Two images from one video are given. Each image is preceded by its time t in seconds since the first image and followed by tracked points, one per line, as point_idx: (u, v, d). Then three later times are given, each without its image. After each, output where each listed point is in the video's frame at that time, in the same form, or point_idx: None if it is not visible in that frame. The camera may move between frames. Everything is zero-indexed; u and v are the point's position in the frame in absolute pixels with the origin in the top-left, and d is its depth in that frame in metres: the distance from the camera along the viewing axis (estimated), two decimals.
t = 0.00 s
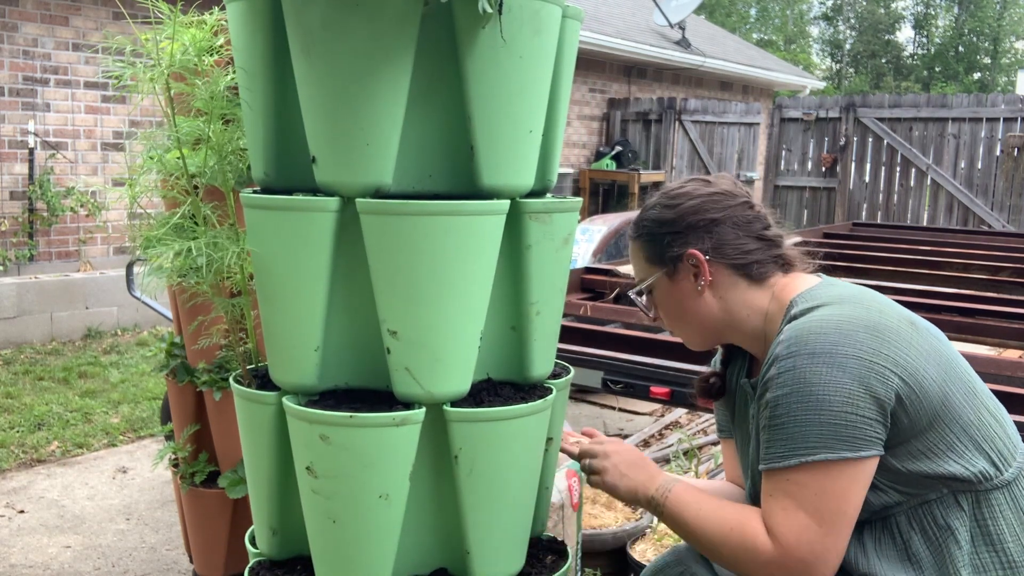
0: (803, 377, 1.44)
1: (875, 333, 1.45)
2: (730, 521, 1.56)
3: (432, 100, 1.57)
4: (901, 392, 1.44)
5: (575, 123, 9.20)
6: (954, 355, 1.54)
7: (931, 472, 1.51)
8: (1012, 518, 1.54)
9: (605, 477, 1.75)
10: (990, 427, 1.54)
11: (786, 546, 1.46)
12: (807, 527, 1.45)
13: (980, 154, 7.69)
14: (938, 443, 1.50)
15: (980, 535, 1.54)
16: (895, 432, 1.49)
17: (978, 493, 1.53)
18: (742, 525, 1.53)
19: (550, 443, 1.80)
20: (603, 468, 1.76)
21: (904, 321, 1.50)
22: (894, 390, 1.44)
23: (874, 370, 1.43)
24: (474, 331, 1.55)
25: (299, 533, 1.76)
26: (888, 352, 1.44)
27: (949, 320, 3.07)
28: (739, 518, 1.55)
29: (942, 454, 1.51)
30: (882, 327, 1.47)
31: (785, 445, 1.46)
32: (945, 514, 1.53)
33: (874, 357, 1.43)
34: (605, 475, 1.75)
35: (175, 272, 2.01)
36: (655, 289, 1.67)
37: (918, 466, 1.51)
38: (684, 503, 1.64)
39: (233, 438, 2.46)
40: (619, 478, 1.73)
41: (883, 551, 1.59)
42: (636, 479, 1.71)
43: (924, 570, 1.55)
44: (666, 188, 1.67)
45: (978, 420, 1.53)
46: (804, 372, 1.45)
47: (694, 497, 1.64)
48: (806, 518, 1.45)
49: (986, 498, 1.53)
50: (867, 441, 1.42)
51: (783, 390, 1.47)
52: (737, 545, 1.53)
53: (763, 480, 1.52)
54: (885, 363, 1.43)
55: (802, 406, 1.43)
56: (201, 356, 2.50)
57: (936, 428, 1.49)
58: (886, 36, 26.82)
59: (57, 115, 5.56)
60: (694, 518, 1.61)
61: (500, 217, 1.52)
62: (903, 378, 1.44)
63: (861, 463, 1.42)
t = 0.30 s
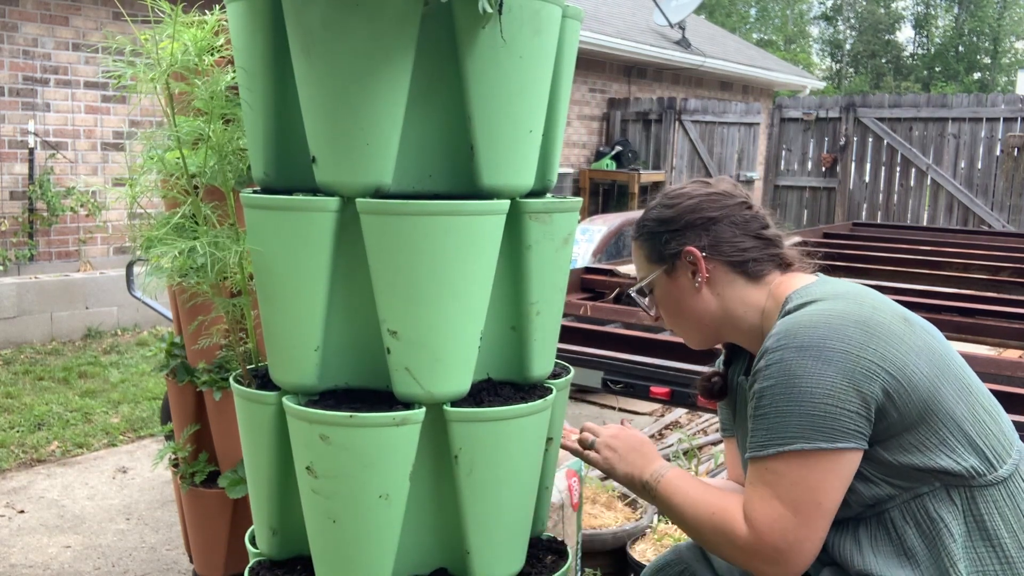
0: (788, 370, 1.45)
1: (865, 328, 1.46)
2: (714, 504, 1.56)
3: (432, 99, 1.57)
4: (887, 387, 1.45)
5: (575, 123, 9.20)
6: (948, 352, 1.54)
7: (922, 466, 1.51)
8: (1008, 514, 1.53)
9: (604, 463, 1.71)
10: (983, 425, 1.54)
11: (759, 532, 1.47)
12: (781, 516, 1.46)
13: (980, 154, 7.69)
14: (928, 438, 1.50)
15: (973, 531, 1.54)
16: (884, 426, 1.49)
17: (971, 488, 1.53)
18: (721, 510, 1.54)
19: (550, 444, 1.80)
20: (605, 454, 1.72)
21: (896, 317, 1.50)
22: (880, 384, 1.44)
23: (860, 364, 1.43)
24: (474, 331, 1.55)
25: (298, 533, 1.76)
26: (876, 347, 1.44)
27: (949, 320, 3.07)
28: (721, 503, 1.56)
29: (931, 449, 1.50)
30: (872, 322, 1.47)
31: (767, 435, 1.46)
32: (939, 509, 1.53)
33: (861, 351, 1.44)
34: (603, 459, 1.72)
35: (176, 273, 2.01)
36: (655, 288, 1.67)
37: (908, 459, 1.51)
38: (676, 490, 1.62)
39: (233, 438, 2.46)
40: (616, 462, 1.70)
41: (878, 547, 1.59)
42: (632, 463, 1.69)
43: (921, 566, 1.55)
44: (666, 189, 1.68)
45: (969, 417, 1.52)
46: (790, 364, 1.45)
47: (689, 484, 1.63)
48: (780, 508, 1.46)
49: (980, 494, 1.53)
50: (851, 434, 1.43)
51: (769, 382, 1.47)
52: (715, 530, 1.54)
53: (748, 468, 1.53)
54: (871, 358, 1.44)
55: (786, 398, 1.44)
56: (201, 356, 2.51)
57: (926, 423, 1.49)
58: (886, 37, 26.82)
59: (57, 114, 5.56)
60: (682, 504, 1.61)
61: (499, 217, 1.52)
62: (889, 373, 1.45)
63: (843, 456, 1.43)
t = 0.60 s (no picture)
0: (789, 370, 1.45)
1: (864, 328, 1.46)
2: (715, 505, 1.56)
3: (433, 98, 1.57)
4: (887, 387, 1.44)
5: (575, 123, 9.20)
6: (949, 353, 1.54)
7: (922, 466, 1.51)
8: (1008, 515, 1.53)
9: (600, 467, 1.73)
10: (983, 425, 1.54)
11: (763, 534, 1.47)
12: (784, 517, 1.46)
13: (980, 154, 7.69)
14: (929, 438, 1.50)
15: (974, 532, 1.54)
16: (884, 426, 1.49)
17: (971, 488, 1.53)
18: (722, 511, 1.54)
19: (550, 444, 1.80)
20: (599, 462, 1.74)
21: (896, 317, 1.50)
22: (880, 384, 1.44)
23: (860, 365, 1.43)
24: (474, 331, 1.55)
25: (299, 533, 1.76)
26: (876, 348, 1.44)
27: (949, 320, 3.07)
28: (722, 504, 1.55)
29: (932, 450, 1.50)
30: (872, 323, 1.47)
31: (768, 436, 1.46)
32: (939, 510, 1.53)
33: (861, 352, 1.44)
34: (602, 464, 1.73)
35: (176, 272, 2.01)
36: (655, 288, 1.67)
37: (908, 460, 1.51)
38: (676, 491, 1.62)
39: (233, 438, 2.46)
40: (615, 466, 1.71)
41: (879, 549, 1.58)
42: (631, 464, 1.69)
43: (921, 567, 1.55)
44: (665, 189, 1.68)
45: (970, 417, 1.52)
46: (790, 365, 1.45)
47: (689, 485, 1.62)
48: (781, 509, 1.46)
49: (980, 494, 1.53)
50: (851, 434, 1.43)
51: (770, 382, 1.47)
52: (717, 530, 1.54)
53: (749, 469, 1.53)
54: (871, 358, 1.44)
55: (787, 399, 1.44)
56: (201, 356, 2.51)
57: (926, 423, 1.49)
58: (886, 36, 26.81)
59: (57, 114, 5.56)
60: (683, 505, 1.60)
61: (500, 217, 1.52)
62: (890, 373, 1.45)
63: (843, 456, 1.43)
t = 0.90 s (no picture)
0: (790, 368, 1.45)
1: (865, 327, 1.46)
2: (716, 503, 1.55)
3: (433, 97, 1.57)
4: (887, 385, 1.45)
5: (574, 123, 9.20)
6: (949, 352, 1.54)
7: (922, 466, 1.51)
8: (1007, 514, 1.53)
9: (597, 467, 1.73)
10: (983, 425, 1.54)
11: (764, 532, 1.47)
12: (785, 515, 1.46)
13: (980, 154, 7.70)
14: (928, 437, 1.50)
15: (973, 532, 1.54)
16: (884, 425, 1.49)
17: (971, 488, 1.53)
18: (723, 508, 1.54)
19: (550, 443, 1.80)
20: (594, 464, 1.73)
21: (898, 317, 1.50)
22: (881, 383, 1.44)
23: (860, 363, 1.43)
24: (474, 331, 1.55)
25: (299, 532, 1.76)
26: (877, 347, 1.44)
27: (949, 320, 3.07)
28: (723, 501, 1.55)
29: (932, 449, 1.51)
30: (873, 322, 1.47)
31: (767, 434, 1.47)
32: (939, 510, 1.53)
33: (862, 350, 1.44)
34: (600, 464, 1.72)
35: (176, 272, 2.01)
36: (655, 288, 1.67)
37: (909, 460, 1.51)
38: (676, 488, 1.62)
39: (233, 438, 2.46)
40: (613, 464, 1.70)
41: (878, 547, 1.59)
42: (631, 461, 1.69)
43: (921, 567, 1.55)
44: (665, 189, 1.68)
45: (970, 416, 1.52)
46: (791, 363, 1.45)
47: (689, 482, 1.62)
48: (783, 508, 1.45)
49: (979, 494, 1.53)
50: (852, 433, 1.43)
51: (770, 380, 1.47)
52: (717, 529, 1.54)
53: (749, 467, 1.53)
54: (872, 357, 1.44)
55: (788, 397, 1.44)
56: (201, 356, 2.51)
57: (925, 422, 1.49)
58: (886, 36, 26.81)
59: (57, 114, 5.56)
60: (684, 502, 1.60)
61: (500, 217, 1.52)
62: (890, 372, 1.45)
63: (844, 454, 1.43)
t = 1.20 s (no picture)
0: (790, 368, 1.45)
1: (866, 327, 1.45)
2: (716, 500, 1.55)
3: (433, 96, 1.57)
4: (888, 386, 1.44)
5: (574, 123, 9.20)
6: (950, 353, 1.54)
7: (922, 467, 1.50)
8: (1008, 515, 1.53)
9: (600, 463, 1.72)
10: (983, 425, 1.54)
11: (761, 531, 1.47)
12: (782, 514, 1.46)
13: (980, 154, 7.70)
14: (928, 438, 1.50)
15: (973, 532, 1.54)
16: (884, 426, 1.49)
17: (971, 489, 1.53)
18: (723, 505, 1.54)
19: (550, 443, 1.80)
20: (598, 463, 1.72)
21: (899, 316, 1.50)
22: (881, 383, 1.44)
23: (861, 364, 1.43)
24: (473, 332, 1.55)
25: (299, 533, 1.76)
26: (877, 347, 1.44)
27: (949, 320, 3.08)
28: (723, 498, 1.55)
29: (932, 450, 1.51)
30: (874, 322, 1.46)
31: (767, 433, 1.47)
32: (939, 510, 1.53)
33: (863, 351, 1.43)
34: (605, 463, 1.72)
35: (176, 272, 2.02)
36: (658, 287, 1.67)
37: (909, 460, 1.50)
38: (677, 483, 1.61)
39: (233, 438, 2.46)
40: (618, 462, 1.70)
41: (878, 547, 1.58)
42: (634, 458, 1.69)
43: (920, 566, 1.55)
44: (665, 188, 1.67)
45: (970, 417, 1.52)
46: (791, 363, 1.45)
47: (690, 476, 1.61)
48: (779, 507, 1.46)
49: (980, 495, 1.53)
50: (852, 434, 1.43)
51: (770, 380, 1.47)
52: (717, 525, 1.54)
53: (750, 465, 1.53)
54: (873, 357, 1.43)
55: (788, 398, 1.44)
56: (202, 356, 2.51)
57: (925, 423, 1.49)
58: (886, 36, 26.81)
59: (57, 115, 5.56)
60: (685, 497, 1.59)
61: (500, 217, 1.52)
62: (891, 372, 1.44)
63: (844, 455, 1.43)
